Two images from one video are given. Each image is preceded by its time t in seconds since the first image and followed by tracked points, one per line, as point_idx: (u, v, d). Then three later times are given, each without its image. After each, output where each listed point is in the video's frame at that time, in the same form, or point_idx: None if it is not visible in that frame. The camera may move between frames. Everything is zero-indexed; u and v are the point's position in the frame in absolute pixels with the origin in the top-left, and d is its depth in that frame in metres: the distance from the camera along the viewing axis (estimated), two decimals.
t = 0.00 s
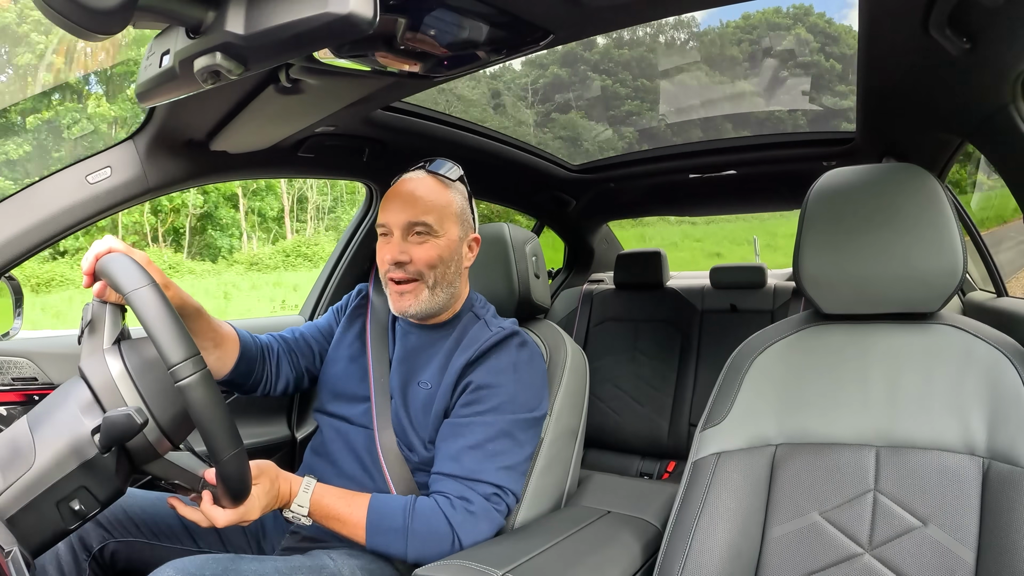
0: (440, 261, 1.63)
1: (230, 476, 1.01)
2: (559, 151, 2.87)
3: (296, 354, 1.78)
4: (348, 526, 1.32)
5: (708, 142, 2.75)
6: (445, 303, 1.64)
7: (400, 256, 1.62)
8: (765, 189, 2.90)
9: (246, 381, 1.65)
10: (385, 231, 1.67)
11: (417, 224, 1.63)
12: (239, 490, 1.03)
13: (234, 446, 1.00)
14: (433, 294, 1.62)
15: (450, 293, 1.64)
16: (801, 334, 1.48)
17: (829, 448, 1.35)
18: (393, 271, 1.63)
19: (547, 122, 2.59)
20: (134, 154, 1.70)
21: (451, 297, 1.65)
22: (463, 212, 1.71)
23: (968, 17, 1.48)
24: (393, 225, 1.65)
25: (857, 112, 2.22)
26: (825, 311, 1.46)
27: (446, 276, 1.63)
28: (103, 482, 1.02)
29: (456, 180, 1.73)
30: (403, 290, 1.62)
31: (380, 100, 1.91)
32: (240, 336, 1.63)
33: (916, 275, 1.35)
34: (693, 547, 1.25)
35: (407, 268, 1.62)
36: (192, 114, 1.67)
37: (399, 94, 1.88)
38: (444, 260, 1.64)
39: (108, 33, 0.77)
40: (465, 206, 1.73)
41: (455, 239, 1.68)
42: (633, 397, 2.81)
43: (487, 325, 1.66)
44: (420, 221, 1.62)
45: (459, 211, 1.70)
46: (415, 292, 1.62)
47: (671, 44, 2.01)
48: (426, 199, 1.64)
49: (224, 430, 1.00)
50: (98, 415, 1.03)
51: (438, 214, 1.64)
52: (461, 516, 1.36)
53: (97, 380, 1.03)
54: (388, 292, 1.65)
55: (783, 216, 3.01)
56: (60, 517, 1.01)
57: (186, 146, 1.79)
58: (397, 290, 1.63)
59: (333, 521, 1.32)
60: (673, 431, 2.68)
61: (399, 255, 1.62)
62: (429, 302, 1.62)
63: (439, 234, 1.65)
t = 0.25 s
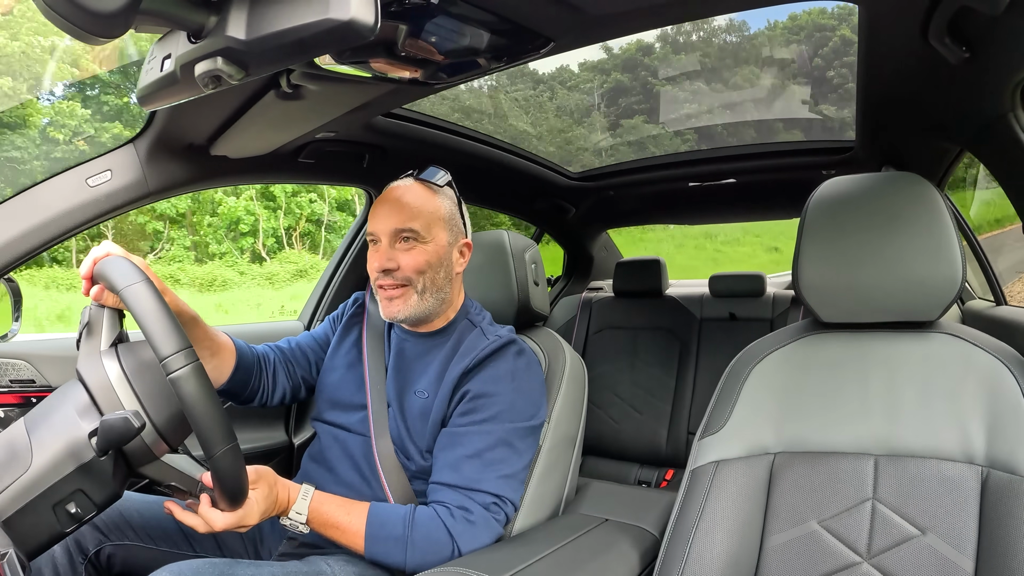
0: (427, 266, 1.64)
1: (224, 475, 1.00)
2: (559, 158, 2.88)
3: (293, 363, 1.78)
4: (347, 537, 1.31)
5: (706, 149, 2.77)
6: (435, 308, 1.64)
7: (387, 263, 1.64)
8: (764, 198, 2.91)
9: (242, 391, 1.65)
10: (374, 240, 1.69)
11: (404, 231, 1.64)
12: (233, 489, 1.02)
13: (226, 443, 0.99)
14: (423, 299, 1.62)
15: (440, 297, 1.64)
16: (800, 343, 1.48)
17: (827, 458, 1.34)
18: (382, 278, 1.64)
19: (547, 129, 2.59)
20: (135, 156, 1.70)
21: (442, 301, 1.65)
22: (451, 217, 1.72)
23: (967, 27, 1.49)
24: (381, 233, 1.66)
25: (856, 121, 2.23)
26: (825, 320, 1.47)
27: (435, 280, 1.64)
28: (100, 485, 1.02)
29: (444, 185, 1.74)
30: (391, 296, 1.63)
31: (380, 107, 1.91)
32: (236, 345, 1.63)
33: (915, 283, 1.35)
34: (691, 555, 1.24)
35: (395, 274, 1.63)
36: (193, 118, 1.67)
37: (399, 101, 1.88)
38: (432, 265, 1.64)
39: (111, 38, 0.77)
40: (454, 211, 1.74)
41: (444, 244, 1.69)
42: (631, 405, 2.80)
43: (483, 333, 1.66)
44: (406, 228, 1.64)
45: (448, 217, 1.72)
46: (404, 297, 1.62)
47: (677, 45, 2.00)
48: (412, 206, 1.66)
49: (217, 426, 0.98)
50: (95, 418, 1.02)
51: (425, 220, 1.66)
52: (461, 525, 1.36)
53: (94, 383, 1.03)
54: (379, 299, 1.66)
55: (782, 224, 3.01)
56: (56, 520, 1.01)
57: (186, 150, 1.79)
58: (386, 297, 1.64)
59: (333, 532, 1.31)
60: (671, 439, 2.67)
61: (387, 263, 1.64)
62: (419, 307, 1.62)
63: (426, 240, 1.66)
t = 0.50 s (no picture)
0: (431, 265, 1.64)
1: (218, 468, 0.99)
2: (558, 159, 2.88)
3: (292, 368, 1.78)
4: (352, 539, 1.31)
5: (704, 150, 2.77)
6: (437, 307, 1.64)
7: (391, 261, 1.64)
8: (763, 198, 2.91)
9: (242, 399, 1.65)
10: (379, 237, 1.69)
11: (409, 229, 1.64)
12: (226, 483, 1.00)
13: (220, 434, 0.99)
14: (425, 298, 1.62)
15: (442, 297, 1.64)
16: (801, 343, 1.48)
17: (828, 457, 1.34)
18: (385, 276, 1.65)
19: (545, 130, 2.59)
20: (133, 159, 1.70)
21: (443, 301, 1.65)
22: (456, 218, 1.73)
23: (965, 25, 1.49)
24: (385, 231, 1.67)
25: (854, 121, 2.23)
26: (824, 319, 1.47)
27: (438, 280, 1.64)
28: (100, 489, 1.02)
29: (449, 187, 1.75)
30: (393, 294, 1.63)
31: (379, 109, 1.92)
32: (236, 352, 1.63)
33: (915, 281, 1.35)
34: (692, 554, 1.24)
35: (399, 271, 1.63)
36: (192, 121, 1.67)
37: (397, 103, 1.88)
38: (436, 264, 1.65)
39: (109, 41, 0.77)
40: (459, 212, 1.74)
41: (448, 245, 1.69)
42: (631, 406, 2.80)
43: (484, 334, 1.67)
44: (411, 226, 1.64)
45: (452, 218, 1.72)
46: (406, 295, 1.62)
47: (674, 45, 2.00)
48: (417, 205, 1.66)
49: (211, 415, 0.98)
50: (95, 421, 1.02)
51: (430, 220, 1.66)
52: (465, 525, 1.36)
53: (93, 386, 1.03)
54: (380, 297, 1.66)
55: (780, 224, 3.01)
56: (56, 523, 1.00)
57: (185, 153, 1.79)
58: (388, 295, 1.64)
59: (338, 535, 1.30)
60: (671, 440, 2.67)
61: (391, 260, 1.64)
62: (421, 305, 1.62)
63: (431, 239, 1.66)
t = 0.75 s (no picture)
0: (428, 273, 1.64)
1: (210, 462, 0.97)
2: (558, 165, 2.89)
3: (290, 378, 1.77)
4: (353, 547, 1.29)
5: (703, 155, 2.77)
6: (433, 314, 1.64)
7: (388, 269, 1.64)
8: (761, 202, 2.92)
9: (241, 412, 1.65)
10: (374, 244, 1.69)
11: (405, 237, 1.65)
12: (221, 479, 0.98)
13: (213, 425, 0.97)
14: (421, 306, 1.63)
15: (439, 304, 1.65)
16: (799, 347, 1.48)
17: (828, 462, 1.34)
18: (381, 284, 1.65)
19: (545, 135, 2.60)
20: (133, 164, 1.71)
21: (440, 308, 1.65)
22: (452, 225, 1.73)
23: (962, 30, 1.50)
24: (381, 238, 1.67)
25: (853, 125, 2.24)
26: (824, 324, 1.47)
27: (434, 287, 1.64)
28: (99, 493, 1.02)
29: (445, 194, 1.75)
30: (389, 302, 1.64)
31: (378, 114, 1.92)
32: (234, 363, 1.63)
33: (914, 287, 1.36)
34: (692, 559, 1.24)
35: (395, 279, 1.63)
36: (192, 126, 1.67)
37: (396, 108, 1.89)
38: (432, 272, 1.65)
39: (109, 46, 0.77)
40: (454, 219, 1.75)
41: (444, 251, 1.70)
42: (631, 411, 2.80)
43: (482, 340, 1.67)
44: (407, 234, 1.65)
45: (448, 225, 1.72)
46: (402, 303, 1.63)
47: (697, 42, 1.93)
48: (414, 212, 1.66)
49: (204, 407, 0.98)
50: (94, 426, 1.02)
51: (426, 227, 1.67)
52: (466, 532, 1.35)
53: (92, 390, 1.03)
54: (377, 305, 1.67)
55: (779, 228, 3.02)
56: (55, 528, 1.00)
57: (184, 158, 1.79)
58: (384, 303, 1.64)
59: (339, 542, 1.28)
60: (671, 444, 2.67)
61: (387, 268, 1.64)
62: (417, 313, 1.62)
63: (427, 246, 1.66)
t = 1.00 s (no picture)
0: (420, 272, 1.65)
1: (204, 443, 0.93)
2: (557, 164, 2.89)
3: (287, 384, 1.77)
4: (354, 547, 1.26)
5: (702, 154, 2.77)
6: (429, 314, 1.65)
7: (380, 271, 1.64)
8: (760, 201, 2.92)
9: (241, 418, 1.65)
10: (365, 248, 1.69)
11: (396, 237, 1.65)
12: (215, 463, 0.94)
13: (200, 401, 0.94)
14: (416, 305, 1.63)
15: (433, 303, 1.65)
16: (797, 346, 1.48)
17: (827, 461, 1.34)
18: (375, 286, 1.65)
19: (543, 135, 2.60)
20: (132, 166, 1.70)
21: (434, 307, 1.65)
22: (442, 224, 1.74)
23: (960, 28, 1.50)
24: (372, 240, 1.67)
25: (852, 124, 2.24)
26: (823, 322, 1.47)
27: (427, 286, 1.64)
28: (99, 495, 1.02)
29: (434, 192, 1.76)
30: (384, 303, 1.63)
31: (377, 114, 1.92)
32: (232, 370, 1.63)
33: (912, 282, 1.36)
34: (692, 559, 1.24)
35: (389, 281, 1.64)
36: (191, 128, 1.67)
37: (395, 108, 1.89)
38: (424, 272, 1.66)
39: (107, 47, 0.77)
40: (444, 217, 1.76)
41: (436, 250, 1.70)
42: (630, 410, 2.80)
43: (479, 338, 1.67)
44: (399, 234, 1.65)
45: (438, 223, 1.73)
46: (397, 304, 1.63)
47: (731, 30, 1.89)
48: (404, 212, 1.66)
49: (190, 382, 0.95)
50: (94, 428, 1.02)
51: (417, 226, 1.67)
52: (467, 532, 1.35)
53: (91, 392, 1.03)
54: (371, 307, 1.66)
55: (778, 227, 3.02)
56: (55, 530, 1.00)
57: (182, 159, 1.79)
58: (379, 304, 1.64)
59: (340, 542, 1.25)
60: (671, 444, 2.67)
61: (380, 270, 1.64)
62: (412, 313, 1.63)
63: (418, 246, 1.67)
